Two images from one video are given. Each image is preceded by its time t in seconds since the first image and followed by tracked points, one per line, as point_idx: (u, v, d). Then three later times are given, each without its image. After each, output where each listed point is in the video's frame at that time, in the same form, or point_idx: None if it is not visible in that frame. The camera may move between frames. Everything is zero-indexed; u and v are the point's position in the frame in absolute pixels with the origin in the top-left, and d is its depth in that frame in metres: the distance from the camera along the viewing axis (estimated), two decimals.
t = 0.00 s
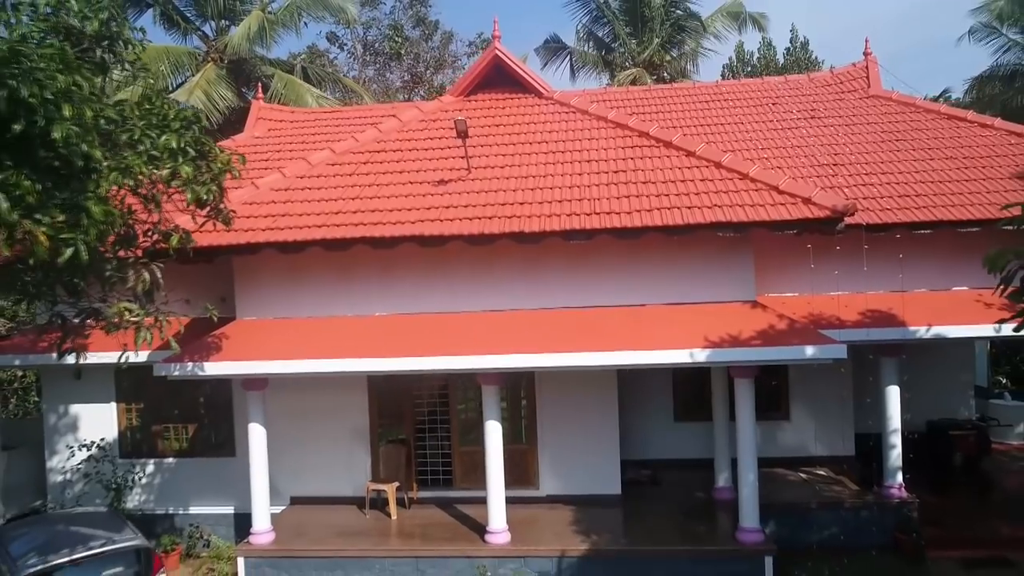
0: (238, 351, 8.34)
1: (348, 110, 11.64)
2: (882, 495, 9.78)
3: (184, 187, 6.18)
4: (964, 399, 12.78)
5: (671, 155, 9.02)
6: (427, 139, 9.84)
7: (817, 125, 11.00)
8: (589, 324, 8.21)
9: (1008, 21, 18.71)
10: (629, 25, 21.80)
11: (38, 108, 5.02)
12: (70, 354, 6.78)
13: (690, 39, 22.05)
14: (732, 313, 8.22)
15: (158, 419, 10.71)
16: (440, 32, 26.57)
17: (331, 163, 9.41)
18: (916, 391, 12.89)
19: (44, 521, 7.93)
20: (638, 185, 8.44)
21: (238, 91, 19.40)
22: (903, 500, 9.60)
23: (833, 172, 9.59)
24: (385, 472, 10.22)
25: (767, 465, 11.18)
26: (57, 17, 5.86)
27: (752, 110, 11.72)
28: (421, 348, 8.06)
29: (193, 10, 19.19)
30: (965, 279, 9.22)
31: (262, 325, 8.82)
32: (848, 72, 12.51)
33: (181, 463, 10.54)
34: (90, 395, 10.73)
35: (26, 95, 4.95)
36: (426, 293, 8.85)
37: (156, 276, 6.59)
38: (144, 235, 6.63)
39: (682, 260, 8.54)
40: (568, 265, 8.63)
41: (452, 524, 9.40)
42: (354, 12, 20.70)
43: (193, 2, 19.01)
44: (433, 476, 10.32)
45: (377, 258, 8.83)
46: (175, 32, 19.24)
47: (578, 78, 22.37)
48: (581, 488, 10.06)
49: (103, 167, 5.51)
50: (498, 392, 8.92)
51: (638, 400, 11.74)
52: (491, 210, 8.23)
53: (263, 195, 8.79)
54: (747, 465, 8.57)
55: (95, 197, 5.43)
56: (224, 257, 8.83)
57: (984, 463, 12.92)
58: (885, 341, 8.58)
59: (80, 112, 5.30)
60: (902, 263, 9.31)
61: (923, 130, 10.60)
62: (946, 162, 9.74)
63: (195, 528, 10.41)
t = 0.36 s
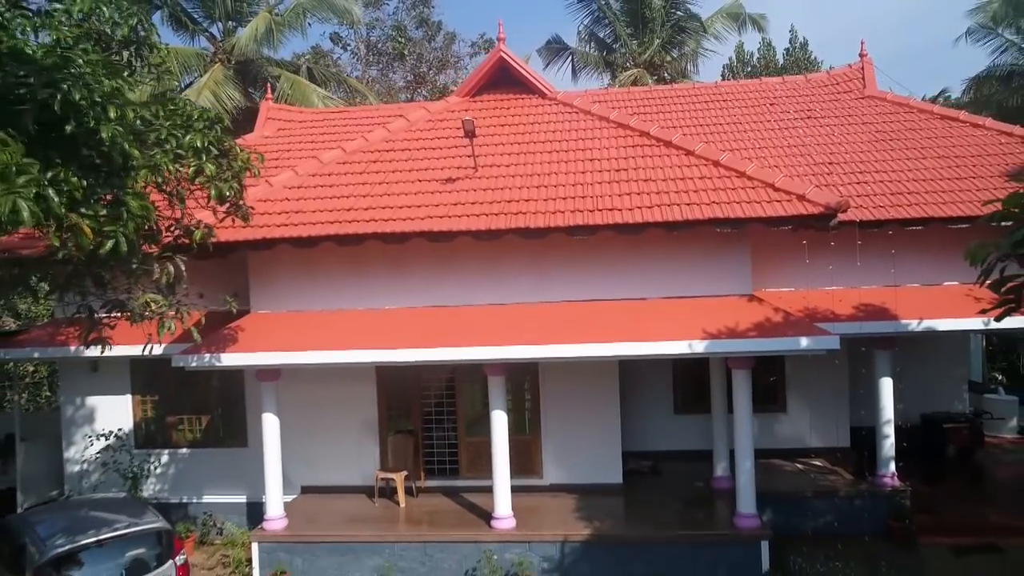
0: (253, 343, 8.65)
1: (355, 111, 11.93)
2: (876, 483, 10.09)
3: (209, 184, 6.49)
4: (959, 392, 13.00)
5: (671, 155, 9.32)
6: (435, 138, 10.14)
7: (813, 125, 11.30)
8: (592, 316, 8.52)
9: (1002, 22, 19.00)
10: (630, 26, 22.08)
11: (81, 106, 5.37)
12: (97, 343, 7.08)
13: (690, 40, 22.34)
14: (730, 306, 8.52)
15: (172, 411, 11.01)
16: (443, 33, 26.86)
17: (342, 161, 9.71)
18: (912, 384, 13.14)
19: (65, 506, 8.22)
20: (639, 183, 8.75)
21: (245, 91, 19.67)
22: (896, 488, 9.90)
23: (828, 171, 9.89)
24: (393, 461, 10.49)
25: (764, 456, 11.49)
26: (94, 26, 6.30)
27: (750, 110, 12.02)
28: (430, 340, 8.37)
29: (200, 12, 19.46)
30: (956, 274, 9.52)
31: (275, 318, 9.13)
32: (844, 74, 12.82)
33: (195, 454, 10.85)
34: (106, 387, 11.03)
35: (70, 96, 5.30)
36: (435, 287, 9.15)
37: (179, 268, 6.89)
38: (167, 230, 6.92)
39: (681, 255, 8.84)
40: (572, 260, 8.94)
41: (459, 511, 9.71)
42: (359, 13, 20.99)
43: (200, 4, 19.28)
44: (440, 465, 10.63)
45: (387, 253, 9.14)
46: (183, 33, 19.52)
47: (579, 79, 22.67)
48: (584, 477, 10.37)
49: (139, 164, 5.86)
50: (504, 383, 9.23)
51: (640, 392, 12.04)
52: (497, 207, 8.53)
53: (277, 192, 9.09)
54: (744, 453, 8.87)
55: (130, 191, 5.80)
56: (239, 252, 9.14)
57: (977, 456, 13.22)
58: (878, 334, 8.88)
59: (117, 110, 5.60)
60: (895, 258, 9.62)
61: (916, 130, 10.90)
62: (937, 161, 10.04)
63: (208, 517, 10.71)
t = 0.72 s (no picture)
0: (268, 335, 8.96)
1: (363, 111, 12.22)
2: (870, 472, 10.40)
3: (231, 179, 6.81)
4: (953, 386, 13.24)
5: (671, 152, 9.62)
6: (442, 137, 10.45)
7: (809, 124, 11.61)
8: (594, 308, 8.84)
9: (998, 24, 19.31)
10: (631, 26, 22.32)
11: (124, 111, 5.67)
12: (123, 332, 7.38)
13: (690, 40, 22.63)
14: (728, 298, 8.84)
15: (186, 402, 11.32)
16: (445, 33, 27.14)
17: (352, 159, 10.01)
18: (906, 377, 13.45)
19: (87, 491, 8.52)
20: (640, 179, 9.06)
21: (251, 91, 19.95)
22: (890, 476, 10.21)
23: (824, 168, 10.20)
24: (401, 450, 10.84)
25: (762, 446, 11.81)
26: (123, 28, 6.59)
27: (748, 110, 12.32)
28: (439, 331, 8.68)
29: (207, 13, 19.73)
30: (947, 268, 9.84)
31: (289, 310, 9.44)
32: (840, 74, 13.12)
33: (208, 443, 11.17)
34: (122, 380, 11.33)
35: (117, 99, 5.62)
36: (442, 280, 9.47)
37: (201, 260, 7.21)
38: (188, 223, 7.20)
39: (681, 249, 9.16)
40: (575, 254, 9.26)
41: (465, 499, 10.03)
42: (364, 14, 21.28)
43: (208, 5, 19.55)
44: (447, 454, 10.95)
45: (397, 247, 9.46)
46: (190, 33, 19.80)
47: (581, 78, 22.97)
48: (587, 466, 10.68)
49: (171, 161, 6.22)
50: (509, 374, 9.54)
51: (640, 384, 12.36)
52: (504, 203, 8.83)
53: (290, 189, 9.38)
54: (742, 441, 9.18)
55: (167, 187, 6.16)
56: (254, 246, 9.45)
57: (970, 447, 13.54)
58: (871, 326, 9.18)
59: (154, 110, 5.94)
60: (887, 253, 9.93)
61: (909, 128, 11.21)
62: (930, 158, 10.35)
63: (221, 504, 11.03)
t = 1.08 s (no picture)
0: (281, 323, 9.27)
1: (370, 108, 12.51)
2: (864, 458, 10.70)
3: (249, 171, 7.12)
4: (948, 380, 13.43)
5: (671, 147, 9.93)
6: (448, 132, 10.75)
7: (806, 121, 11.91)
8: (596, 297, 9.15)
9: (994, 23, 19.60)
10: (632, 25, 22.58)
11: (161, 100, 6.24)
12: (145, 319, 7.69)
13: (690, 39, 22.92)
14: (726, 287, 9.14)
15: (198, 391, 11.63)
16: (448, 32, 27.42)
17: (361, 154, 10.32)
18: (902, 369, 13.74)
19: (107, 474, 8.81)
20: (641, 173, 9.37)
21: (258, 90, 20.23)
22: (884, 462, 10.50)
23: (819, 163, 10.50)
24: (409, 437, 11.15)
25: (759, 435, 12.11)
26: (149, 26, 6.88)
27: (747, 107, 12.62)
28: (447, 319, 8.98)
29: (214, 12, 20.00)
30: (938, 260, 10.14)
31: (301, 300, 9.75)
32: (837, 71, 13.41)
33: (220, 431, 11.47)
34: (135, 369, 11.62)
35: (154, 90, 6.17)
36: (450, 271, 9.79)
37: (221, 249, 7.54)
38: (208, 215, 7.49)
39: (681, 240, 9.46)
40: (578, 245, 9.57)
41: (471, 484, 10.33)
42: (368, 14, 21.56)
43: (215, 4, 19.81)
44: (453, 442, 11.25)
45: (405, 239, 9.78)
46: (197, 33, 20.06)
47: (582, 77, 23.28)
48: (589, 452, 10.99)
49: (199, 151, 6.65)
50: (514, 362, 9.84)
51: (641, 375, 12.66)
52: (509, 195, 9.15)
53: (301, 183, 9.69)
54: (740, 426, 9.49)
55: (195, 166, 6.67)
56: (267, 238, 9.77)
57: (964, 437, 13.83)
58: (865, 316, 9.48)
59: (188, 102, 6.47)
60: (881, 244, 10.24)
61: (903, 125, 11.51)
62: (922, 153, 10.65)
63: (233, 490, 11.33)
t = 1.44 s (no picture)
0: (292, 312, 9.56)
1: (375, 105, 12.78)
2: (858, 446, 10.99)
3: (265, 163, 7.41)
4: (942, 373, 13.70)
5: (670, 142, 10.22)
6: (454, 128, 11.04)
7: (802, 117, 12.19)
8: (598, 287, 9.44)
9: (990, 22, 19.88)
10: (633, 24, 22.85)
11: (190, 93, 6.48)
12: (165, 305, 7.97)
13: (691, 38, 23.22)
14: (724, 277, 9.43)
15: (210, 380, 11.91)
16: (450, 32, 27.70)
17: (369, 149, 10.60)
18: (896, 360, 14.03)
19: (124, 457, 9.09)
20: (641, 167, 9.66)
21: (264, 88, 20.48)
22: (877, 449, 10.79)
23: (815, 157, 10.79)
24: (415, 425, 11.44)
25: (757, 424, 12.40)
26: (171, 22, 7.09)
27: (745, 104, 12.90)
28: (453, 308, 9.28)
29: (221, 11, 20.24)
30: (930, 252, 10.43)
31: (311, 290, 10.04)
32: (833, 69, 13.70)
33: (231, 419, 11.77)
34: (148, 359, 11.92)
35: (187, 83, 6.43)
36: (456, 262, 10.09)
37: (239, 237, 7.82)
38: (225, 205, 7.59)
39: (680, 231, 9.76)
40: (580, 236, 9.87)
41: (476, 470, 10.61)
42: (373, 13, 21.83)
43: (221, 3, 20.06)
44: (458, 430, 11.54)
45: (412, 231, 10.07)
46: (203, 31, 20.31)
47: (583, 75, 23.58)
48: (591, 440, 11.27)
49: (223, 141, 6.90)
50: (518, 350, 10.13)
51: (642, 365, 12.94)
52: (513, 188, 9.44)
53: (311, 176, 9.97)
54: (737, 413, 9.78)
55: (221, 157, 6.90)
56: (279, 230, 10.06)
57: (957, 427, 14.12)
58: (859, 306, 9.76)
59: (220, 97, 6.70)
60: (874, 236, 10.53)
61: (897, 120, 11.80)
62: (915, 147, 10.94)
63: (243, 477, 11.62)
